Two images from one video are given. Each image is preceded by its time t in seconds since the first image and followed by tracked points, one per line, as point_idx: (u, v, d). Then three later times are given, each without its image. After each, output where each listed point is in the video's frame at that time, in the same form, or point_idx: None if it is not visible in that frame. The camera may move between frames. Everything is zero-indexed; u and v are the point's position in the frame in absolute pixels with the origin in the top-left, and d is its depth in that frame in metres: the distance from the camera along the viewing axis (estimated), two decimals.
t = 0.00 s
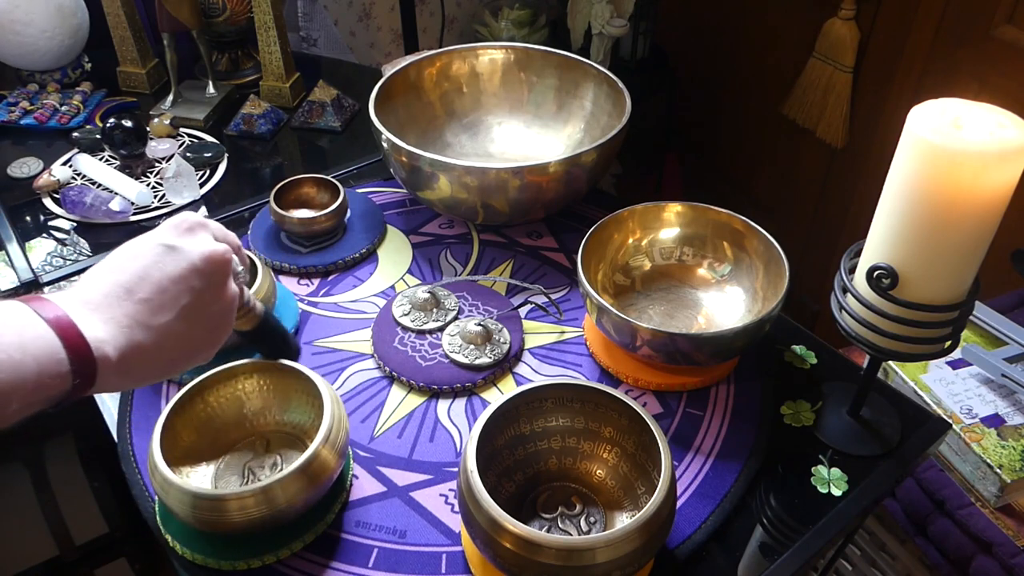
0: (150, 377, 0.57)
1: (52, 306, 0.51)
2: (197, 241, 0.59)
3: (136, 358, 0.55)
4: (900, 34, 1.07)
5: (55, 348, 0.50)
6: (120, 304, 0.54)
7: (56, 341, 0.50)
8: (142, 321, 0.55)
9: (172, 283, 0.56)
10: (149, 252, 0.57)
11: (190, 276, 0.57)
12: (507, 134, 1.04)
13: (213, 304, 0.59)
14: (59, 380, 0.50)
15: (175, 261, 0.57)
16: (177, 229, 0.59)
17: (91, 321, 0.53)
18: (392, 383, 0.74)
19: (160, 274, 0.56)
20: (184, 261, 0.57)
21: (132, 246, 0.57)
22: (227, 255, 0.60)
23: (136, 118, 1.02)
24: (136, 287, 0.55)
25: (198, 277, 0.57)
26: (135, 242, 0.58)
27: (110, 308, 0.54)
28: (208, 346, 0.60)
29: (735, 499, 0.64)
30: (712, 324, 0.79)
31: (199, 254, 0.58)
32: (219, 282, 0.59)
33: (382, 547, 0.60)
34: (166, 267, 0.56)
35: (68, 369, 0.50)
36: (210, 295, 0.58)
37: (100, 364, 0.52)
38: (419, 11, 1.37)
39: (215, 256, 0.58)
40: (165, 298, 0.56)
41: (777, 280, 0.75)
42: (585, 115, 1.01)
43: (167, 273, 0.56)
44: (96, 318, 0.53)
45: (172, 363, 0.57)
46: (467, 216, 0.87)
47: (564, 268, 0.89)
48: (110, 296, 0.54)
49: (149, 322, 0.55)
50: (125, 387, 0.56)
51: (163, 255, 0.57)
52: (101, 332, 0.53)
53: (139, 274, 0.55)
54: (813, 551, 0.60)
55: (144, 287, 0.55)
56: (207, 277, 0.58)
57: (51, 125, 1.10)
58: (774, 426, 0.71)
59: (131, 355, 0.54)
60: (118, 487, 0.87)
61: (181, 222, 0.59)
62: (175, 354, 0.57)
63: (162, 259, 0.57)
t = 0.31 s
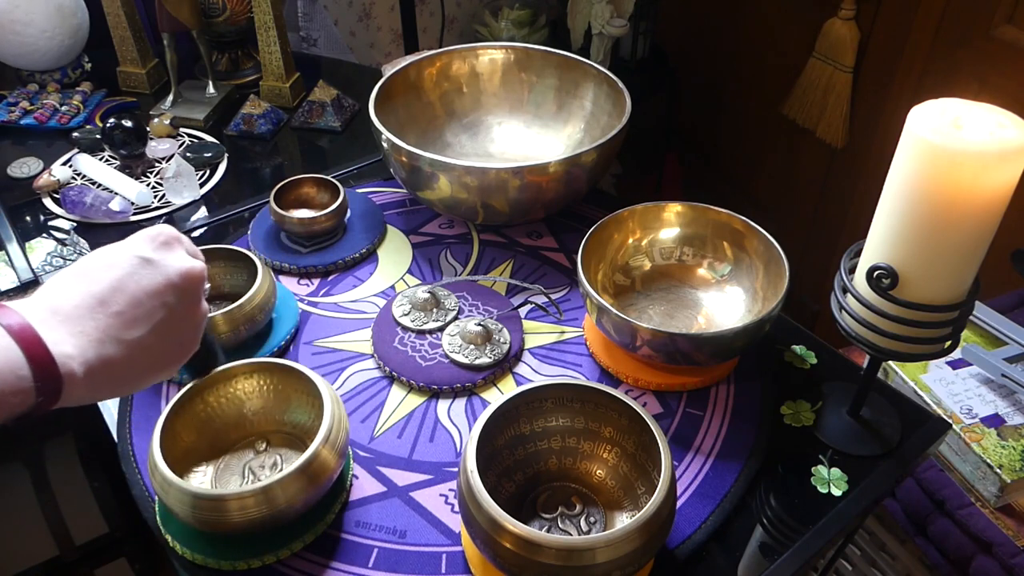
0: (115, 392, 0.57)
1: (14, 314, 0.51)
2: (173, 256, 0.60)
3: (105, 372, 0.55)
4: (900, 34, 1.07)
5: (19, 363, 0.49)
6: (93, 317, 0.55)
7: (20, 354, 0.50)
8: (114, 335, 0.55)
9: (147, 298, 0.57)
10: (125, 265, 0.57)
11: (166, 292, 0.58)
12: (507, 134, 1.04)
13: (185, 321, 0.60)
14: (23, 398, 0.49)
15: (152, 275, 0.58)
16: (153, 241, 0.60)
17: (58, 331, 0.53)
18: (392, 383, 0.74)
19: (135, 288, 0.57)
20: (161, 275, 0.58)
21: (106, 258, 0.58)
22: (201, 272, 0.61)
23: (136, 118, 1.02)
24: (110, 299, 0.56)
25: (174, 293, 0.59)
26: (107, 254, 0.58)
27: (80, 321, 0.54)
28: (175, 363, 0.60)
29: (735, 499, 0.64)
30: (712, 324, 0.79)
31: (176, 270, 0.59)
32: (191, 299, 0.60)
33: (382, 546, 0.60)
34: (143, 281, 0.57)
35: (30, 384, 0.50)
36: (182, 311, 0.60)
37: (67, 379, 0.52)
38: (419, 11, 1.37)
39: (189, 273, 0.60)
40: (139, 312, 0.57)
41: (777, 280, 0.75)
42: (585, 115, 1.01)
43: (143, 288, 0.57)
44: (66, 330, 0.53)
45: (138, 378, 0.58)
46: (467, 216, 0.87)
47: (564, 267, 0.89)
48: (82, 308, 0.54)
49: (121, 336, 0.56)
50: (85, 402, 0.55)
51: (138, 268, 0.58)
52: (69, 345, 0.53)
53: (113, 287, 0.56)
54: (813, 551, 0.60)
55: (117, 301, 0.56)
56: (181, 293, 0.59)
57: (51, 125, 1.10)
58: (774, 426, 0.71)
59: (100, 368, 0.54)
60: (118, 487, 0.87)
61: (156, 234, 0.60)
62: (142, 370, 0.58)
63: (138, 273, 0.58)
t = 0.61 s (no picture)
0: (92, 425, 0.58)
1: None
2: (156, 290, 0.62)
3: (80, 405, 0.56)
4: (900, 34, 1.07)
5: None
6: (70, 348, 0.56)
7: None
8: (92, 367, 0.56)
9: (127, 330, 0.58)
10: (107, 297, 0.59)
11: (149, 326, 0.59)
12: (507, 134, 1.04)
13: (168, 355, 0.61)
14: None
15: (135, 308, 0.59)
16: (138, 274, 0.61)
17: (35, 361, 0.54)
18: (392, 383, 0.74)
19: (114, 321, 0.58)
20: (143, 308, 0.60)
21: (89, 289, 0.59)
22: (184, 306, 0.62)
23: (136, 119, 1.02)
24: (91, 329, 0.57)
25: (156, 328, 0.60)
26: (91, 286, 0.60)
27: (56, 352, 0.55)
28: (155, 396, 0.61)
29: (735, 499, 0.64)
30: (712, 324, 0.79)
31: (158, 303, 0.61)
32: (174, 333, 0.62)
33: (382, 546, 0.60)
34: (124, 314, 0.59)
35: None
36: (164, 346, 0.61)
37: (36, 414, 0.53)
38: (419, 10, 1.37)
39: (171, 307, 0.61)
40: (119, 345, 0.58)
41: (778, 280, 0.75)
42: (585, 115, 1.01)
43: (123, 321, 0.58)
44: (41, 361, 0.55)
45: (116, 411, 0.59)
46: (467, 216, 0.87)
47: (564, 267, 0.89)
48: (63, 339, 0.56)
49: (99, 369, 0.57)
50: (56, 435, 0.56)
51: (120, 301, 0.59)
52: (43, 378, 0.54)
53: (93, 318, 0.57)
54: (813, 551, 0.60)
55: (97, 332, 0.57)
56: (164, 327, 0.61)
57: (51, 125, 1.10)
58: (774, 426, 0.71)
59: (76, 400, 0.55)
60: (118, 487, 0.87)
61: (141, 267, 0.62)
62: (120, 403, 0.59)
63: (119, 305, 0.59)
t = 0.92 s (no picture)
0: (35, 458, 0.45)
1: None
2: (180, 313, 0.55)
3: (95, 423, 0.48)
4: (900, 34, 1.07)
5: None
6: (87, 362, 0.49)
7: None
8: (106, 385, 0.49)
9: (151, 349, 0.51)
10: (133, 314, 0.52)
11: (170, 345, 0.52)
12: (507, 134, 1.04)
13: (182, 382, 0.53)
14: None
15: (159, 327, 0.53)
16: (166, 293, 0.55)
17: (44, 371, 0.47)
18: (392, 383, 0.74)
19: (138, 337, 0.51)
20: (167, 328, 0.53)
21: (113, 306, 0.52)
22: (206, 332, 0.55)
23: (136, 118, 1.02)
24: (112, 343, 0.50)
25: (178, 348, 0.53)
26: (114, 302, 0.53)
27: (72, 364, 0.48)
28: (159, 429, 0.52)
29: (735, 499, 0.64)
30: (712, 324, 0.79)
31: (184, 324, 0.54)
32: (195, 359, 0.54)
33: (382, 546, 0.60)
34: (148, 332, 0.52)
35: None
36: (184, 371, 0.53)
37: (45, 428, 0.46)
38: (419, 11, 1.37)
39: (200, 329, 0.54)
40: (138, 364, 0.50)
41: (777, 280, 0.75)
42: (585, 115, 1.01)
43: (149, 337, 0.52)
44: (53, 373, 0.47)
45: (124, 440, 0.50)
46: (467, 216, 0.87)
47: (564, 268, 0.89)
48: (77, 353, 0.48)
49: (115, 386, 0.49)
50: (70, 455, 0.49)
51: (146, 319, 0.52)
52: (57, 392, 0.47)
53: (116, 332, 0.51)
54: (813, 551, 0.60)
55: (118, 346, 0.50)
56: (188, 350, 0.53)
57: (51, 125, 1.10)
58: (774, 426, 0.71)
59: (86, 418, 0.47)
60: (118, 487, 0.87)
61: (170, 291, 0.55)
62: (129, 431, 0.50)
63: (145, 323, 0.52)
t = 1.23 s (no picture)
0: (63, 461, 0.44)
1: (20, 356, 0.44)
2: (221, 326, 0.53)
3: (125, 431, 0.47)
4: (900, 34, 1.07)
5: (11, 418, 0.42)
6: (121, 368, 0.48)
7: (9, 403, 0.42)
8: (138, 392, 0.48)
9: (188, 358, 0.50)
10: (172, 325, 0.51)
11: (209, 356, 0.51)
12: (507, 134, 1.04)
13: (221, 397, 0.51)
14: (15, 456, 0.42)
15: (197, 338, 0.51)
16: (211, 306, 0.54)
17: (79, 374, 0.46)
18: (392, 383, 0.74)
19: (174, 346, 0.50)
20: (205, 339, 0.52)
21: (153, 316, 0.52)
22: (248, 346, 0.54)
23: (136, 118, 1.02)
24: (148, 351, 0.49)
25: (216, 360, 0.51)
26: (154, 312, 0.52)
27: (104, 369, 0.47)
28: (197, 448, 0.51)
29: (735, 499, 0.64)
30: (712, 324, 0.79)
31: (225, 335, 0.53)
32: (235, 373, 0.53)
33: (382, 546, 0.60)
34: (186, 342, 0.51)
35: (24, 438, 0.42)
36: (223, 383, 0.52)
37: (72, 432, 0.44)
38: (419, 10, 1.37)
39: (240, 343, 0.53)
40: (174, 373, 0.49)
41: (777, 280, 0.75)
42: (585, 115, 1.01)
43: (187, 347, 0.51)
44: (85, 377, 0.46)
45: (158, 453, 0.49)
46: (467, 216, 0.87)
47: (564, 267, 0.89)
48: (114, 358, 0.48)
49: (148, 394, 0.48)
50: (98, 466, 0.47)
51: (185, 329, 0.52)
52: (93, 394, 0.46)
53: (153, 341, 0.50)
54: (813, 551, 0.60)
55: (153, 354, 0.49)
56: (227, 362, 0.52)
57: (51, 125, 1.10)
58: (774, 426, 0.71)
59: (115, 426, 0.46)
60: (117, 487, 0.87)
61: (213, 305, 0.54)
62: (162, 443, 0.49)
63: (184, 333, 0.51)
